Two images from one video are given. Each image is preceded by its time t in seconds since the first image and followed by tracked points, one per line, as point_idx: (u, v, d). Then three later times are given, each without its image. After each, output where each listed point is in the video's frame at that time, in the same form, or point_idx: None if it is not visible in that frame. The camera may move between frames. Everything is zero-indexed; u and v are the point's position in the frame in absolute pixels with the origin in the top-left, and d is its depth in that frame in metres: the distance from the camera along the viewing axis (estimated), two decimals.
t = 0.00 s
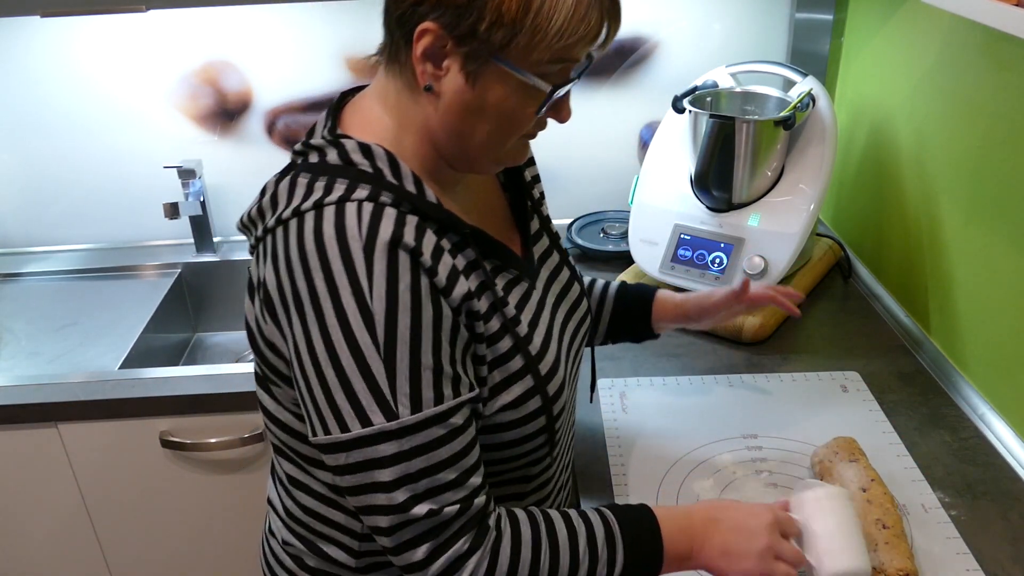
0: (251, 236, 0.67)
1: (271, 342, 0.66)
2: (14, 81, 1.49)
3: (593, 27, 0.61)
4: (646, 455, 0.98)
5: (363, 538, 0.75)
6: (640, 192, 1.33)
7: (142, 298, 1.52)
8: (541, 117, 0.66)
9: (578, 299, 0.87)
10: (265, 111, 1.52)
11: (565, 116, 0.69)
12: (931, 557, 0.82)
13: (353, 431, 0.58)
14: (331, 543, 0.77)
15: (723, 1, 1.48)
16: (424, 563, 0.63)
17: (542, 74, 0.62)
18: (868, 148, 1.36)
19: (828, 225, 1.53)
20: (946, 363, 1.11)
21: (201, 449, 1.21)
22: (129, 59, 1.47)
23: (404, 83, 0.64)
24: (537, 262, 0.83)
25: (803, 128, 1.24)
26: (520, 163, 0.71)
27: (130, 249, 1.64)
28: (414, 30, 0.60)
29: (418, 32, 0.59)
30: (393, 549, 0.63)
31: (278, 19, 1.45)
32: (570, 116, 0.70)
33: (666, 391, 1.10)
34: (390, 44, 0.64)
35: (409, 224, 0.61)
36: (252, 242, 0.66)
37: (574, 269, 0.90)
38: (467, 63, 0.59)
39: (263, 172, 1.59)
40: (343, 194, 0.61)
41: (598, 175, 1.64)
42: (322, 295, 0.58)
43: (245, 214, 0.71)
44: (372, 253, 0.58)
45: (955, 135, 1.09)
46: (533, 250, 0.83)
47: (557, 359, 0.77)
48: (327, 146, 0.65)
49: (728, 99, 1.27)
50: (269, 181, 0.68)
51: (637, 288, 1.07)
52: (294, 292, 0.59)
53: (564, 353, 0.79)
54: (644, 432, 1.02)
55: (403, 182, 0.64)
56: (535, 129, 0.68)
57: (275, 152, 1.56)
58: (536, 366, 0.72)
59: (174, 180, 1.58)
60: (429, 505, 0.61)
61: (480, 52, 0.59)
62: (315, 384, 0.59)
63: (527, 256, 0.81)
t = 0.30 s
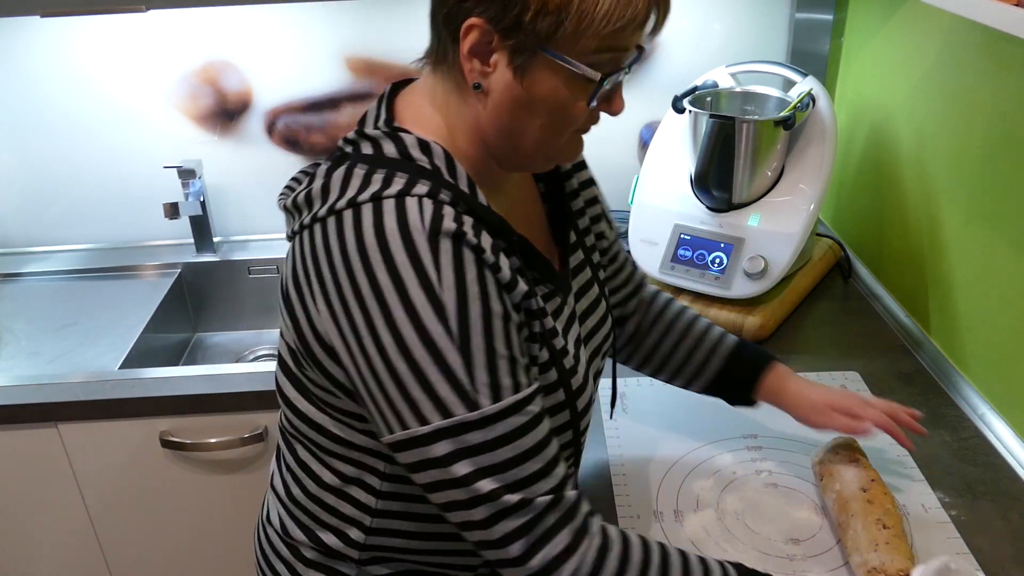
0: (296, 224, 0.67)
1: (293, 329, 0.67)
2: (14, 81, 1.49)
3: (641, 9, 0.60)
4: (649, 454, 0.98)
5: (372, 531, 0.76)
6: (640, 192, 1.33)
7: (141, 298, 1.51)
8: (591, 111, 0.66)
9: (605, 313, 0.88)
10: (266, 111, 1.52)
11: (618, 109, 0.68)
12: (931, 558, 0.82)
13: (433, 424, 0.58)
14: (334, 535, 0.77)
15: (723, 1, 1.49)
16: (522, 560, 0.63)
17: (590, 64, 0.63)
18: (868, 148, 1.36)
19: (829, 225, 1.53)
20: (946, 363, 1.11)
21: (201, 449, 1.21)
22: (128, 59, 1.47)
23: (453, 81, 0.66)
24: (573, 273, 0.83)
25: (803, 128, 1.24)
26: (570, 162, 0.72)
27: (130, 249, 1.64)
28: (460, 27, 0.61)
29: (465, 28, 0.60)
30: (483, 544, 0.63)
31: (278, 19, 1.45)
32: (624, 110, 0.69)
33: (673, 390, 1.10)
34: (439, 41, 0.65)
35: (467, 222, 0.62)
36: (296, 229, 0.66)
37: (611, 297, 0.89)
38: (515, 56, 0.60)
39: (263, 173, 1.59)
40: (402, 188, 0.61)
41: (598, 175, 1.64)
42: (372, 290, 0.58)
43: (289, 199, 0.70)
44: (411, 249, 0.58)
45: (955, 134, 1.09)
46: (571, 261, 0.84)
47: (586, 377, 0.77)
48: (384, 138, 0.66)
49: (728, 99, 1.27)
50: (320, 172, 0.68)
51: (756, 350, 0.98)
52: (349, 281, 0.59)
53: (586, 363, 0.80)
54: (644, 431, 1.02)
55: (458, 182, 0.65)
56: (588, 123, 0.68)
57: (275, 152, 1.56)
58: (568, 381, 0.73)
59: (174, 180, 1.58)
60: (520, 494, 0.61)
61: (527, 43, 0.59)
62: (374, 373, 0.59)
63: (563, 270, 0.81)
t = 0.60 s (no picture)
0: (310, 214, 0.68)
1: (308, 328, 0.67)
2: (14, 81, 1.49)
3: (686, 21, 0.62)
4: (650, 457, 0.98)
5: (385, 535, 0.75)
6: (641, 193, 1.33)
7: (141, 299, 1.51)
8: (628, 119, 0.68)
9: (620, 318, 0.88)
10: (266, 111, 1.52)
11: (651, 120, 0.70)
12: (932, 558, 0.82)
13: (401, 427, 0.58)
14: (347, 538, 0.77)
15: (723, 2, 1.49)
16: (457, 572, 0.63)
17: (634, 76, 0.64)
18: (868, 148, 1.36)
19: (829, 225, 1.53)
20: (946, 363, 1.11)
21: (201, 449, 1.21)
22: (128, 59, 1.47)
23: (488, 86, 0.66)
24: (586, 275, 0.84)
25: (803, 128, 1.24)
26: (599, 170, 0.73)
27: (130, 249, 1.64)
28: (503, 34, 0.61)
29: (507, 35, 0.60)
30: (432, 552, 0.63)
31: (278, 19, 1.45)
32: (656, 120, 0.71)
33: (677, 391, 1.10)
34: (476, 45, 0.65)
35: (481, 221, 0.61)
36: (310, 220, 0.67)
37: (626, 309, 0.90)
38: (557, 67, 0.61)
39: (263, 173, 1.59)
40: (419, 180, 0.61)
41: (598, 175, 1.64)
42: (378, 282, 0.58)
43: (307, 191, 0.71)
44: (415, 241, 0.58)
45: (955, 135, 1.09)
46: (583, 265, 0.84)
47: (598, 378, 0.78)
48: (402, 133, 0.66)
49: (728, 99, 1.27)
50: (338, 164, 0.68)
51: (737, 374, 0.97)
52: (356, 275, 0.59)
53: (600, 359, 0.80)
54: (645, 432, 1.02)
55: (476, 179, 0.65)
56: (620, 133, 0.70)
57: (275, 152, 1.56)
58: (579, 382, 0.73)
59: (174, 180, 1.58)
60: (468, 511, 0.61)
61: (573, 54, 0.60)
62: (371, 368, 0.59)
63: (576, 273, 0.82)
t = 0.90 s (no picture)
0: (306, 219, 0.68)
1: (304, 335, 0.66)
2: (14, 81, 1.49)
3: (681, 31, 0.61)
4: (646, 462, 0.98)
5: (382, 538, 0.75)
6: (640, 193, 1.34)
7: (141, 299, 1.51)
8: (619, 125, 0.68)
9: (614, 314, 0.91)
10: (265, 111, 1.52)
11: (644, 128, 0.70)
12: (932, 558, 0.82)
13: (453, 421, 0.58)
14: (344, 543, 0.77)
15: (723, 2, 1.49)
16: (520, 559, 0.64)
17: (626, 85, 0.64)
18: (868, 148, 1.36)
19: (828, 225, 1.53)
20: (945, 363, 1.11)
21: (201, 449, 1.21)
22: (128, 59, 1.47)
23: (480, 88, 0.66)
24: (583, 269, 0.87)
25: (803, 128, 1.23)
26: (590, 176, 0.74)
27: (130, 249, 1.64)
28: (495, 37, 0.61)
29: (500, 39, 0.60)
30: (481, 552, 0.63)
31: (278, 19, 1.45)
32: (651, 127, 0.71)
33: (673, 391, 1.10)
34: (470, 47, 0.65)
35: (482, 220, 0.62)
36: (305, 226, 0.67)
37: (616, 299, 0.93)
38: (550, 71, 0.61)
39: (263, 173, 1.59)
40: (417, 183, 0.61)
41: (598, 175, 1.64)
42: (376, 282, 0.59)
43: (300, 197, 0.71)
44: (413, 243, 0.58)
45: (955, 135, 1.09)
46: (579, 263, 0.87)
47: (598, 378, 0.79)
48: (396, 133, 0.66)
49: (728, 98, 1.27)
50: (332, 168, 0.68)
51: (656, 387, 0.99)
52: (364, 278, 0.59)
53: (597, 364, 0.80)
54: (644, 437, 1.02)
55: (473, 180, 0.65)
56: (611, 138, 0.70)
57: (275, 152, 1.56)
58: (580, 379, 0.74)
59: (174, 180, 1.58)
60: (527, 490, 0.63)
61: (565, 59, 0.60)
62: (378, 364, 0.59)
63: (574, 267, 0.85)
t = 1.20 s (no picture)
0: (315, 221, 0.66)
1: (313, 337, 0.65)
2: (14, 81, 1.49)
3: (686, 29, 0.61)
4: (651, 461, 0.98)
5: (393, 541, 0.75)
6: (641, 193, 1.34)
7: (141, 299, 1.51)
8: (629, 125, 0.68)
9: (609, 312, 0.91)
10: (266, 111, 1.52)
11: (653, 124, 0.70)
12: (932, 558, 0.82)
13: (430, 436, 0.58)
14: (356, 545, 0.77)
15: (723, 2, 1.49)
16: None
17: (631, 85, 0.64)
18: (868, 148, 1.36)
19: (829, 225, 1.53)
20: (945, 363, 1.11)
21: (201, 449, 1.21)
22: (128, 59, 1.47)
23: (488, 92, 0.67)
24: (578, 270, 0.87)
25: (802, 128, 1.23)
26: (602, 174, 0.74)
27: (130, 249, 1.64)
28: (501, 43, 0.61)
29: (505, 44, 0.60)
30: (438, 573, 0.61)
31: (278, 19, 1.45)
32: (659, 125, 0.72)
33: (672, 390, 1.11)
34: (476, 51, 0.65)
35: (499, 226, 0.62)
36: (315, 227, 0.65)
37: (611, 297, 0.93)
38: (556, 75, 0.61)
39: (263, 173, 1.59)
40: (437, 187, 0.61)
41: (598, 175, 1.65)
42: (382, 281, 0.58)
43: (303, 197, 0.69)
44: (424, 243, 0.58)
45: (955, 136, 1.09)
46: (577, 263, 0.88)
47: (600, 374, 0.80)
48: (413, 135, 0.66)
49: (728, 98, 1.27)
50: (344, 169, 0.67)
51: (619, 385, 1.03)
52: (377, 285, 0.58)
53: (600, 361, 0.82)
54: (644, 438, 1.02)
55: (488, 180, 0.66)
56: (622, 136, 0.70)
57: (275, 152, 1.56)
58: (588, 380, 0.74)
59: (174, 180, 1.58)
60: (491, 519, 0.61)
61: (570, 63, 0.60)
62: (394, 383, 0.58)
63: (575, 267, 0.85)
